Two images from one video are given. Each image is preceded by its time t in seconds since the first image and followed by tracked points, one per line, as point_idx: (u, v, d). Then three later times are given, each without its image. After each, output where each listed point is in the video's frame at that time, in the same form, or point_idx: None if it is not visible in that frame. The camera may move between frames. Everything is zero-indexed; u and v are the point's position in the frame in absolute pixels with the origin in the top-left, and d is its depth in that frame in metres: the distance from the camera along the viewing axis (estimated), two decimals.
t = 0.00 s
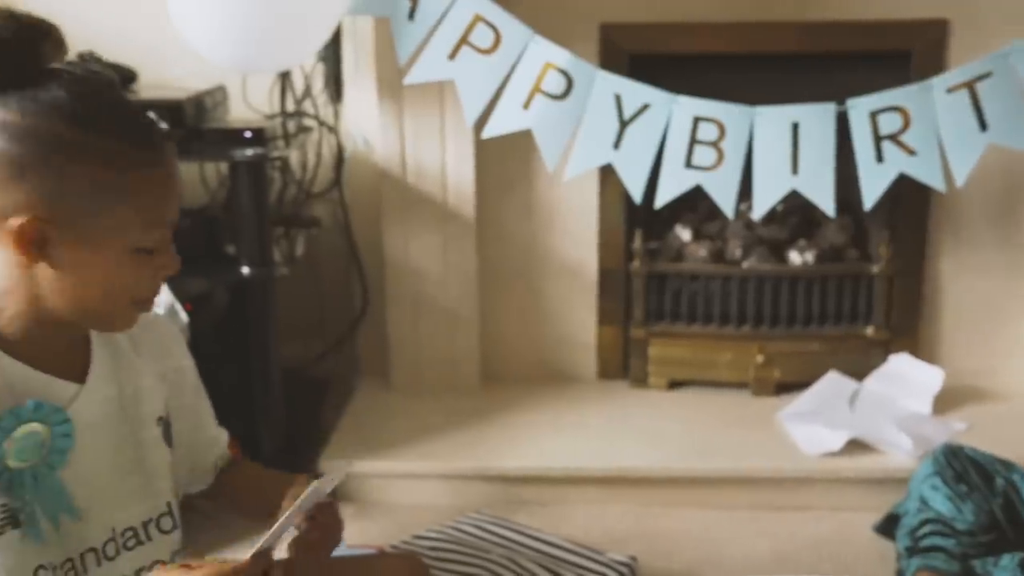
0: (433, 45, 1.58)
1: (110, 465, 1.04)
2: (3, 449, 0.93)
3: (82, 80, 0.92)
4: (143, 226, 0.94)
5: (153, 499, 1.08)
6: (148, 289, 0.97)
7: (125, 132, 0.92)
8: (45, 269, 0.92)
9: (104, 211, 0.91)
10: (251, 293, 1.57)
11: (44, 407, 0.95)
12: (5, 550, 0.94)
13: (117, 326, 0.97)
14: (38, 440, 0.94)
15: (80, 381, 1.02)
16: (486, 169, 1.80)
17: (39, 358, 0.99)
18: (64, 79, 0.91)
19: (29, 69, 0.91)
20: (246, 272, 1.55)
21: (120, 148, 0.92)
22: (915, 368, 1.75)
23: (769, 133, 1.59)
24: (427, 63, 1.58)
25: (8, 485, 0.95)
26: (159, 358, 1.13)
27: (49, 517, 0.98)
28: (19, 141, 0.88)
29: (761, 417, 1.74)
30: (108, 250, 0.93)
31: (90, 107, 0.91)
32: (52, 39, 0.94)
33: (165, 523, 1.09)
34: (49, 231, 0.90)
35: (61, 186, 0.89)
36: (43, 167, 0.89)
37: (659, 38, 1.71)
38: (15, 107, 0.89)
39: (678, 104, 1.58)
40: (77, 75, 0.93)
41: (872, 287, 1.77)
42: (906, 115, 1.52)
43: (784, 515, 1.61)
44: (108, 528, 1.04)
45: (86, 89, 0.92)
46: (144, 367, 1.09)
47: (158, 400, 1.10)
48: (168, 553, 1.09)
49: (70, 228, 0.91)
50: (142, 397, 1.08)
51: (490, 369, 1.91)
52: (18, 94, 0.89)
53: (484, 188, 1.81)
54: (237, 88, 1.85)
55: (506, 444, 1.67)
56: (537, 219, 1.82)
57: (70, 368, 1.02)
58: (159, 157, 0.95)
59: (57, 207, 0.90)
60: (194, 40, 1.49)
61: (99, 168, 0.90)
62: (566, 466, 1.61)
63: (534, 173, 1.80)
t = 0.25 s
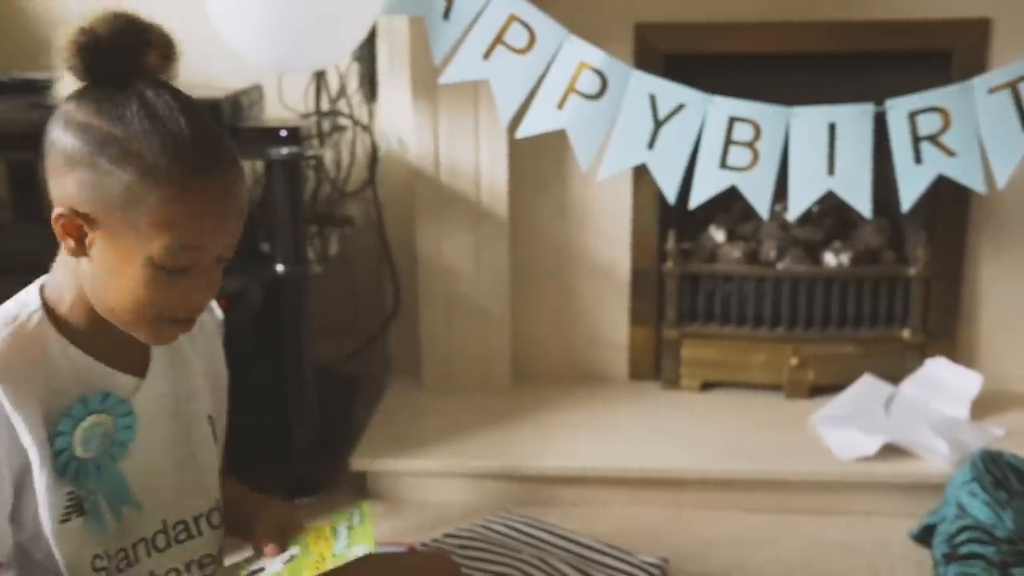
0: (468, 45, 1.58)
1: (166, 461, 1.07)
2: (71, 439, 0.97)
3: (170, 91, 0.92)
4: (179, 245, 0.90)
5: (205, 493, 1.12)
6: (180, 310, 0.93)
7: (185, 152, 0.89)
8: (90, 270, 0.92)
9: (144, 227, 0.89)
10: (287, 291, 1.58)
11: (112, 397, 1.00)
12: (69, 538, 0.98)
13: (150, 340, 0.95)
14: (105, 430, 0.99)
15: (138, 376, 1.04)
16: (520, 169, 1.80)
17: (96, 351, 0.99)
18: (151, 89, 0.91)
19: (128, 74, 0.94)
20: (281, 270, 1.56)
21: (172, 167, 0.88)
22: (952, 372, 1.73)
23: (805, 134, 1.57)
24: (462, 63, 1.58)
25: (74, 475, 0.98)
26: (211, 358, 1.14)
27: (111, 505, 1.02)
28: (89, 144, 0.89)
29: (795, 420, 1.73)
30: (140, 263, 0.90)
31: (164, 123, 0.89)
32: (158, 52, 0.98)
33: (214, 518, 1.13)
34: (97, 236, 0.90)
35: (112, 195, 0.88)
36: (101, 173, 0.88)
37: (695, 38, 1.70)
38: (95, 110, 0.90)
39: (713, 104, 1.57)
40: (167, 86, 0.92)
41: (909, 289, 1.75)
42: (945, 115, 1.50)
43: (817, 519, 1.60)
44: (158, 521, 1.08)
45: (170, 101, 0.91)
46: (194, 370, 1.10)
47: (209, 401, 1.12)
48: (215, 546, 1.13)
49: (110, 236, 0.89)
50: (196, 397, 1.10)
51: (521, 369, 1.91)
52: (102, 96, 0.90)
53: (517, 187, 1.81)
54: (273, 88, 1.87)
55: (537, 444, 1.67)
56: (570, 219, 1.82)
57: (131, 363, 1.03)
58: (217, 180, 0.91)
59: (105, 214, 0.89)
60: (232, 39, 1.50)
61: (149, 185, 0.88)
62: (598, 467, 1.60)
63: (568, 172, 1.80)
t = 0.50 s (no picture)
0: (497, 45, 1.58)
1: (199, 459, 1.10)
2: (107, 428, 0.99)
3: (221, 99, 0.96)
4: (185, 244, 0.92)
5: (240, 494, 1.14)
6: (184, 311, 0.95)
7: (210, 157, 0.93)
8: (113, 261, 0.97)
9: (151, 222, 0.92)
10: (315, 290, 1.59)
11: (150, 390, 1.02)
12: (99, 526, 1.00)
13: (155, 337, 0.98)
14: (142, 422, 1.01)
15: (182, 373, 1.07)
16: (548, 168, 1.80)
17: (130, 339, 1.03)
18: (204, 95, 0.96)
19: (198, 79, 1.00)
20: (310, 268, 1.57)
21: (192, 169, 0.92)
22: (984, 376, 1.71)
23: (838, 134, 1.56)
24: (491, 62, 1.58)
25: (109, 464, 1.00)
26: (258, 363, 1.17)
27: (143, 497, 1.04)
28: (134, 138, 0.94)
29: (824, 423, 1.72)
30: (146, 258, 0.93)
31: (200, 128, 0.93)
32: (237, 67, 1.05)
33: (243, 520, 1.15)
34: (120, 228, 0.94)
35: (135, 189, 0.93)
36: (133, 167, 0.93)
37: (726, 38, 1.69)
38: (150, 109, 0.95)
39: (743, 103, 1.55)
40: (222, 95, 0.97)
41: (942, 292, 1.74)
42: (981, 116, 1.48)
43: (847, 523, 1.58)
44: (190, 518, 1.10)
45: (216, 109, 0.95)
46: (240, 373, 1.13)
47: (250, 404, 1.15)
48: (243, 547, 1.15)
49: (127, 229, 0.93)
50: (237, 398, 1.12)
51: (548, 369, 1.91)
52: (160, 97, 0.96)
53: (546, 187, 1.81)
54: (303, 88, 1.88)
55: (564, 444, 1.66)
56: (599, 219, 1.82)
57: (175, 360, 1.07)
58: (237, 187, 0.94)
59: (127, 207, 0.93)
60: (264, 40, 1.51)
61: (167, 183, 0.92)
62: (625, 468, 1.59)
63: (596, 172, 1.79)
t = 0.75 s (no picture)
0: (524, 44, 1.57)
1: (227, 455, 1.10)
2: (137, 421, 1.00)
3: (250, 95, 0.97)
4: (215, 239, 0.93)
5: (266, 492, 1.15)
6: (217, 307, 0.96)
7: (239, 153, 0.93)
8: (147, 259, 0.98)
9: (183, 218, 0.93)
10: (342, 289, 1.59)
11: (178, 386, 1.03)
12: (124, 519, 1.01)
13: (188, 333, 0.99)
14: (171, 416, 1.02)
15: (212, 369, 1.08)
16: (575, 168, 1.80)
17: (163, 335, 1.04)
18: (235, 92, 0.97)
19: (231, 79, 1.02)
20: (337, 267, 1.57)
21: (220, 165, 0.93)
22: (1015, 379, 1.68)
23: (868, 135, 1.54)
24: (519, 62, 1.58)
25: (137, 457, 1.01)
26: (287, 363, 1.18)
27: (169, 490, 1.05)
28: (165, 137, 0.96)
29: (852, 426, 1.70)
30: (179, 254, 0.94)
31: (229, 123, 0.94)
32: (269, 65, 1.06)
33: (269, 519, 1.15)
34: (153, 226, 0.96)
35: (167, 186, 0.94)
36: (164, 164, 0.95)
37: (754, 38, 1.69)
38: (179, 108, 0.97)
39: (772, 104, 1.54)
40: (253, 91, 0.98)
41: (972, 294, 1.72)
42: (1015, 116, 1.46)
43: (875, 526, 1.57)
44: (217, 515, 1.10)
45: (245, 106, 0.96)
46: (264, 371, 1.14)
47: (276, 403, 1.15)
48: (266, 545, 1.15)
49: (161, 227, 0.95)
50: (263, 397, 1.13)
51: (573, 369, 1.90)
52: (190, 95, 0.98)
53: (573, 186, 1.80)
54: (331, 87, 1.89)
55: (589, 444, 1.66)
56: (625, 219, 1.81)
57: (205, 357, 1.07)
58: (265, 182, 0.94)
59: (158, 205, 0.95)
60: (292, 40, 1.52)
61: (196, 180, 0.92)
62: (650, 468, 1.59)
63: (623, 172, 1.79)
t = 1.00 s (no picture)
0: (550, 44, 1.57)
1: (254, 448, 1.11)
2: (169, 422, 1.01)
3: (266, 91, 0.97)
4: (273, 234, 0.95)
5: (288, 482, 1.15)
6: (276, 299, 0.98)
7: (273, 147, 0.94)
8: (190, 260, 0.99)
9: (238, 217, 0.94)
10: (366, 287, 1.60)
11: (207, 385, 1.04)
12: (159, 518, 1.02)
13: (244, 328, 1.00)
14: (200, 417, 1.04)
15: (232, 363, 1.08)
16: (599, 169, 1.79)
17: (195, 337, 1.04)
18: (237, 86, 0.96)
19: (210, 71, 0.99)
20: (362, 265, 1.59)
21: (263, 161, 0.94)
22: None
23: (895, 136, 1.53)
24: (544, 62, 1.58)
25: (171, 457, 1.02)
26: (298, 351, 1.18)
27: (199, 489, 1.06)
28: (185, 140, 0.95)
29: (876, 429, 1.69)
30: (235, 253, 0.95)
31: (251, 119, 0.94)
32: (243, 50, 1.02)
33: (296, 506, 1.16)
34: (195, 229, 0.96)
35: (206, 188, 0.94)
36: (196, 166, 0.94)
37: (781, 39, 1.68)
38: (190, 108, 0.95)
39: (798, 104, 1.53)
40: (253, 84, 0.97)
41: (1000, 297, 1.70)
42: None
43: (899, 531, 1.56)
44: (245, 507, 1.11)
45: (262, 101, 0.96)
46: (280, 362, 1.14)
47: (293, 394, 1.16)
48: (296, 533, 1.16)
49: (209, 228, 0.96)
50: (281, 388, 1.14)
51: (595, 370, 1.90)
52: (193, 95, 0.96)
53: (597, 186, 1.80)
54: (356, 87, 1.90)
55: (611, 444, 1.66)
56: (648, 220, 1.81)
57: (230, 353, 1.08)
58: (307, 174, 0.96)
59: (200, 206, 0.95)
60: (319, 39, 1.53)
61: (242, 180, 0.93)
62: (672, 470, 1.58)
63: (647, 172, 1.78)
